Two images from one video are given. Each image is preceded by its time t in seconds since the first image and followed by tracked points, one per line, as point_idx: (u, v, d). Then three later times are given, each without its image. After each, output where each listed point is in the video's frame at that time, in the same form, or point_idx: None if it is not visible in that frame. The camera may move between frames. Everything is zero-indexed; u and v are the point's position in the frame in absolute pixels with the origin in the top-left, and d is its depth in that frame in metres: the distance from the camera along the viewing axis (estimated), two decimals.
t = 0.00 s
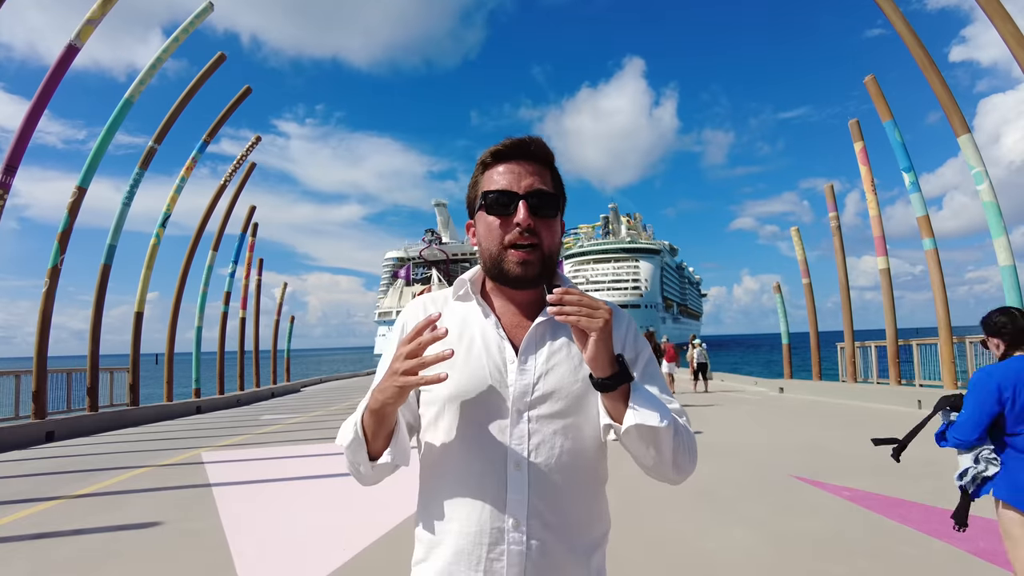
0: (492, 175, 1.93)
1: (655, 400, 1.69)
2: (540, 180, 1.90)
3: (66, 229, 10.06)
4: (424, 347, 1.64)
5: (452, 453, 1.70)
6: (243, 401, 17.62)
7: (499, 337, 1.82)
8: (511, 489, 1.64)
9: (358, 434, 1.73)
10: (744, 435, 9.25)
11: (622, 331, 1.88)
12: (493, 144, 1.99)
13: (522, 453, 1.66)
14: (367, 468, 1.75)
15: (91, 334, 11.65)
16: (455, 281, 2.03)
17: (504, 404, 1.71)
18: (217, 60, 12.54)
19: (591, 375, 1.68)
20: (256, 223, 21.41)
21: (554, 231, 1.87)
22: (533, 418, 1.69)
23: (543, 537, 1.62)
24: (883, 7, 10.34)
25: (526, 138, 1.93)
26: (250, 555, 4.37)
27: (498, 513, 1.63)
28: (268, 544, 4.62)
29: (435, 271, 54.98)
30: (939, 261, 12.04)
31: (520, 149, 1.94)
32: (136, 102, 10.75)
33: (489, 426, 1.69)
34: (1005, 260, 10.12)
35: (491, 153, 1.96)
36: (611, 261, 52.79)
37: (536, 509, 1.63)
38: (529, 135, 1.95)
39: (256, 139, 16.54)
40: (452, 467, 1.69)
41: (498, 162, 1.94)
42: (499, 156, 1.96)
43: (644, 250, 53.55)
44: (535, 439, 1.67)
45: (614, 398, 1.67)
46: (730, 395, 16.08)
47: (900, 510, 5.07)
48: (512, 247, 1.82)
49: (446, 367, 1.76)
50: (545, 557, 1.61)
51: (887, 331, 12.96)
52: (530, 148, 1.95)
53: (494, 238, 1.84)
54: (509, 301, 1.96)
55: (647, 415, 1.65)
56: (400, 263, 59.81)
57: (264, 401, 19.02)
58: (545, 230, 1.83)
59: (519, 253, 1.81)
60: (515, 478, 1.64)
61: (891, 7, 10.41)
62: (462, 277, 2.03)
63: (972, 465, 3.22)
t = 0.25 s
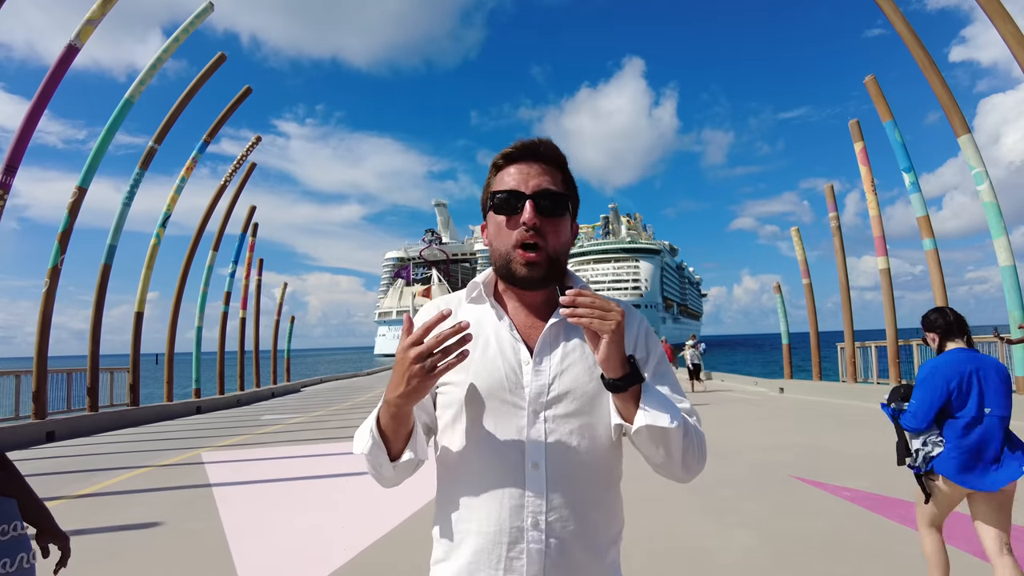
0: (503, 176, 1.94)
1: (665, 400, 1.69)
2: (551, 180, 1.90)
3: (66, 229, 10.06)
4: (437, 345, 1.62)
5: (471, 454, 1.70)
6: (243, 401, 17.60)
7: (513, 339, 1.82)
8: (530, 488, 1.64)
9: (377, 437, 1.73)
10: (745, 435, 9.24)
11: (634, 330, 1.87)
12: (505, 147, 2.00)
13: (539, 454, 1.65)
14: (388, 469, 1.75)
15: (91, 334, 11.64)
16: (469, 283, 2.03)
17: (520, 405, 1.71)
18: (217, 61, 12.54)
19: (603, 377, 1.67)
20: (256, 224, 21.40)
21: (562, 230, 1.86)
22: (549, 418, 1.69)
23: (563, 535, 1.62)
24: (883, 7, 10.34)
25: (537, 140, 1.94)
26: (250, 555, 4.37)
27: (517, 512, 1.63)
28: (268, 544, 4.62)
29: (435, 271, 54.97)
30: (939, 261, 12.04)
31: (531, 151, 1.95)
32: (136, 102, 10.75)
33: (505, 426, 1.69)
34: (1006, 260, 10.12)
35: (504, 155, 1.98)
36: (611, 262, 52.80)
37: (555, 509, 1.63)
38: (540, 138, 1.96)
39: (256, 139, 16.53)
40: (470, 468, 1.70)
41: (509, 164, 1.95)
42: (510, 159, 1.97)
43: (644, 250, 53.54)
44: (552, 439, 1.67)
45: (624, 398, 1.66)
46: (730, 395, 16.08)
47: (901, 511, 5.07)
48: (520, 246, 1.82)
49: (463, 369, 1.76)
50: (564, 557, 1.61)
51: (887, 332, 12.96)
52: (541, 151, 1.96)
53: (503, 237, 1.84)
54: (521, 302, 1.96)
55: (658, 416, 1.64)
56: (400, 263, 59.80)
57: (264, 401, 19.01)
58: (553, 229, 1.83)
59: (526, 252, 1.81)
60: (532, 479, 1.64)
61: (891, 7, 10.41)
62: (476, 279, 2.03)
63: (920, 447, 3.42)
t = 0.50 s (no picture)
0: (515, 193, 1.89)
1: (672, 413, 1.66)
2: (564, 199, 1.85)
3: (67, 229, 10.06)
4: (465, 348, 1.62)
5: (479, 462, 1.70)
6: (243, 401, 17.60)
7: (522, 349, 1.81)
8: (536, 497, 1.64)
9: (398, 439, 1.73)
10: (745, 436, 9.25)
11: (643, 340, 1.85)
12: (515, 159, 1.91)
13: (545, 464, 1.65)
14: (407, 471, 1.75)
15: (91, 334, 11.64)
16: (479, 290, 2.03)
17: (526, 415, 1.70)
18: (217, 61, 12.54)
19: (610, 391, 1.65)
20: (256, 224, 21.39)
21: (576, 249, 1.85)
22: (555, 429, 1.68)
23: (569, 544, 1.62)
24: (883, 7, 10.34)
25: (549, 156, 1.85)
26: (250, 556, 4.37)
27: (524, 521, 1.64)
28: (269, 544, 4.62)
29: (436, 271, 54.97)
30: (939, 261, 12.04)
31: (544, 165, 1.86)
32: (136, 102, 10.75)
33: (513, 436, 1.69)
34: (1006, 260, 10.12)
35: (513, 168, 1.91)
36: (611, 261, 52.80)
37: (561, 517, 1.63)
38: (553, 152, 1.87)
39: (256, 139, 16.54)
40: (479, 476, 1.70)
41: (520, 179, 1.90)
42: (522, 174, 1.89)
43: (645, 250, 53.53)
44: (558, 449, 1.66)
45: (632, 413, 1.64)
46: (730, 395, 16.07)
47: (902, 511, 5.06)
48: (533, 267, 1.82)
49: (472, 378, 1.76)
50: (571, 567, 1.61)
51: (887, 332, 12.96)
52: (554, 166, 1.88)
53: (517, 258, 1.83)
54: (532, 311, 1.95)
55: (664, 430, 1.62)
56: (400, 264, 59.80)
57: (264, 401, 19.00)
58: (568, 251, 1.81)
59: (540, 273, 1.81)
60: (538, 489, 1.64)
61: (891, 8, 10.41)
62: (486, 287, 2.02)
63: (874, 445, 3.53)
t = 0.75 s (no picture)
0: (519, 195, 1.88)
1: (674, 415, 1.65)
2: (568, 200, 1.85)
3: (67, 229, 10.06)
4: (494, 351, 1.61)
5: (484, 460, 1.71)
6: (243, 401, 17.58)
7: (528, 350, 1.81)
8: (537, 496, 1.64)
9: (417, 435, 1.72)
10: (746, 435, 9.25)
11: (648, 342, 1.85)
12: (518, 161, 1.92)
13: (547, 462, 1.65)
14: (421, 466, 1.75)
15: (91, 334, 11.64)
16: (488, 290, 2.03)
17: (529, 416, 1.71)
18: (218, 61, 12.54)
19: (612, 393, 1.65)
20: (256, 224, 21.44)
21: (581, 249, 1.83)
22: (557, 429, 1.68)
23: (570, 543, 1.61)
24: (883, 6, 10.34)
25: (550, 156, 1.86)
26: (250, 555, 4.37)
27: (525, 519, 1.64)
28: (269, 544, 4.62)
29: (436, 271, 54.96)
30: (939, 261, 12.05)
31: (546, 167, 1.87)
32: (136, 102, 10.75)
33: (516, 436, 1.69)
34: (1006, 260, 10.12)
35: (518, 170, 1.91)
36: (610, 262, 52.80)
37: (561, 516, 1.62)
38: (553, 152, 1.87)
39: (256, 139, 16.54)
40: (484, 473, 1.71)
41: (524, 181, 1.90)
42: (525, 176, 1.90)
43: (645, 250, 53.52)
44: (561, 449, 1.66)
45: (633, 415, 1.63)
46: (731, 395, 16.06)
47: (901, 511, 5.06)
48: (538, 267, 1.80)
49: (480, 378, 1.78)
50: (572, 566, 1.61)
51: (887, 332, 12.96)
52: (555, 167, 1.88)
53: (522, 259, 1.83)
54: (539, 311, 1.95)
55: (666, 433, 1.61)
56: (400, 264, 59.82)
57: (265, 401, 19.00)
58: (572, 251, 1.80)
59: (545, 274, 1.79)
60: (540, 488, 1.64)
61: (890, 7, 10.42)
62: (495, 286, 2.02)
63: (824, 425, 4.18)
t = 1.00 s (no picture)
0: (523, 199, 1.88)
1: (673, 416, 1.64)
2: (571, 205, 1.85)
3: (67, 229, 10.05)
4: (494, 352, 1.61)
5: (486, 457, 1.72)
6: (243, 401, 17.57)
7: (531, 349, 1.82)
8: (538, 494, 1.64)
9: (421, 434, 1.73)
10: (746, 435, 9.25)
11: (650, 343, 1.85)
12: (522, 166, 1.92)
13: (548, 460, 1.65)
14: (425, 466, 1.75)
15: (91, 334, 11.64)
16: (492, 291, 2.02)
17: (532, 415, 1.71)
18: (218, 61, 12.54)
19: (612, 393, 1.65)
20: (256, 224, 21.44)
21: (583, 254, 1.83)
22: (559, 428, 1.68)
23: (571, 541, 1.62)
24: (882, 6, 10.34)
25: (553, 160, 1.86)
26: (251, 555, 4.38)
27: (527, 516, 1.64)
28: (270, 544, 4.63)
29: (436, 272, 54.96)
30: (939, 261, 12.06)
31: (548, 171, 1.88)
32: (136, 102, 10.75)
33: (518, 435, 1.70)
34: (1005, 260, 10.13)
35: (521, 174, 1.92)
36: (610, 262, 52.81)
37: (563, 514, 1.62)
38: (555, 156, 1.87)
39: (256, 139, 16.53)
40: (486, 470, 1.72)
41: (527, 185, 1.90)
42: (528, 180, 1.90)
43: (645, 251, 53.53)
44: (563, 447, 1.66)
45: (633, 415, 1.63)
46: (730, 395, 16.07)
47: (901, 511, 5.07)
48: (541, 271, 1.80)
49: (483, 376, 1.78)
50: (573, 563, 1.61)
51: (887, 332, 12.98)
52: (558, 172, 1.88)
53: (525, 263, 1.82)
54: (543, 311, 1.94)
55: (665, 434, 1.60)
56: (400, 264, 59.82)
57: (265, 401, 19.00)
58: (574, 255, 1.80)
59: (548, 278, 1.80)
60: (540, 486, 1.64)
61: (890, 7, 10.42)
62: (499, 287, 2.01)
63: (811, 422, 4.35)
